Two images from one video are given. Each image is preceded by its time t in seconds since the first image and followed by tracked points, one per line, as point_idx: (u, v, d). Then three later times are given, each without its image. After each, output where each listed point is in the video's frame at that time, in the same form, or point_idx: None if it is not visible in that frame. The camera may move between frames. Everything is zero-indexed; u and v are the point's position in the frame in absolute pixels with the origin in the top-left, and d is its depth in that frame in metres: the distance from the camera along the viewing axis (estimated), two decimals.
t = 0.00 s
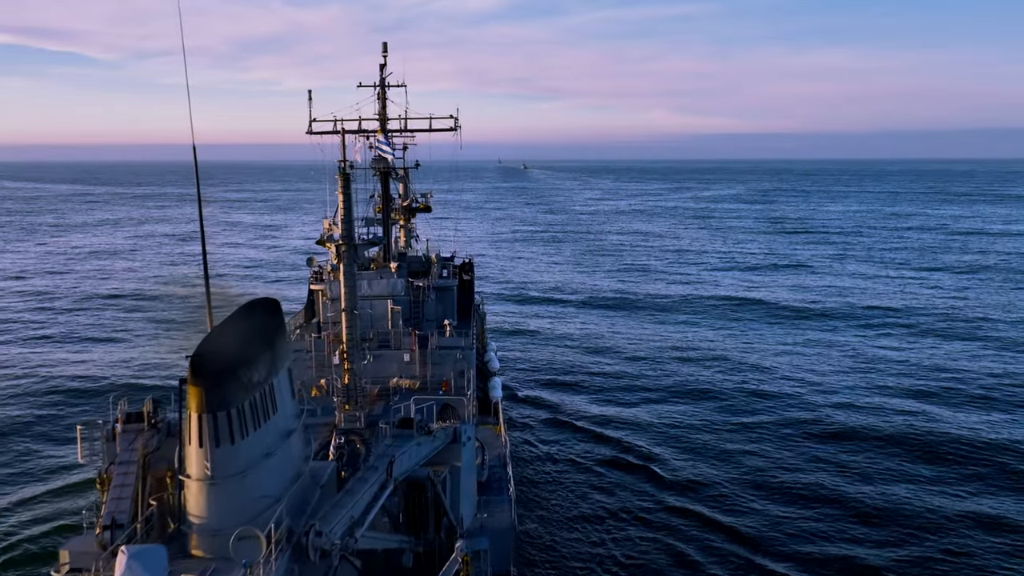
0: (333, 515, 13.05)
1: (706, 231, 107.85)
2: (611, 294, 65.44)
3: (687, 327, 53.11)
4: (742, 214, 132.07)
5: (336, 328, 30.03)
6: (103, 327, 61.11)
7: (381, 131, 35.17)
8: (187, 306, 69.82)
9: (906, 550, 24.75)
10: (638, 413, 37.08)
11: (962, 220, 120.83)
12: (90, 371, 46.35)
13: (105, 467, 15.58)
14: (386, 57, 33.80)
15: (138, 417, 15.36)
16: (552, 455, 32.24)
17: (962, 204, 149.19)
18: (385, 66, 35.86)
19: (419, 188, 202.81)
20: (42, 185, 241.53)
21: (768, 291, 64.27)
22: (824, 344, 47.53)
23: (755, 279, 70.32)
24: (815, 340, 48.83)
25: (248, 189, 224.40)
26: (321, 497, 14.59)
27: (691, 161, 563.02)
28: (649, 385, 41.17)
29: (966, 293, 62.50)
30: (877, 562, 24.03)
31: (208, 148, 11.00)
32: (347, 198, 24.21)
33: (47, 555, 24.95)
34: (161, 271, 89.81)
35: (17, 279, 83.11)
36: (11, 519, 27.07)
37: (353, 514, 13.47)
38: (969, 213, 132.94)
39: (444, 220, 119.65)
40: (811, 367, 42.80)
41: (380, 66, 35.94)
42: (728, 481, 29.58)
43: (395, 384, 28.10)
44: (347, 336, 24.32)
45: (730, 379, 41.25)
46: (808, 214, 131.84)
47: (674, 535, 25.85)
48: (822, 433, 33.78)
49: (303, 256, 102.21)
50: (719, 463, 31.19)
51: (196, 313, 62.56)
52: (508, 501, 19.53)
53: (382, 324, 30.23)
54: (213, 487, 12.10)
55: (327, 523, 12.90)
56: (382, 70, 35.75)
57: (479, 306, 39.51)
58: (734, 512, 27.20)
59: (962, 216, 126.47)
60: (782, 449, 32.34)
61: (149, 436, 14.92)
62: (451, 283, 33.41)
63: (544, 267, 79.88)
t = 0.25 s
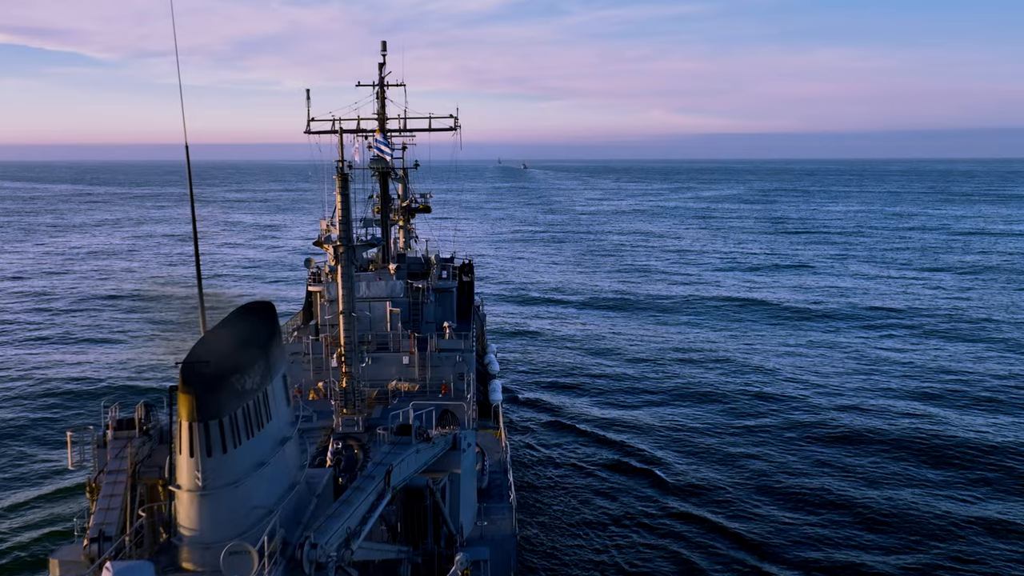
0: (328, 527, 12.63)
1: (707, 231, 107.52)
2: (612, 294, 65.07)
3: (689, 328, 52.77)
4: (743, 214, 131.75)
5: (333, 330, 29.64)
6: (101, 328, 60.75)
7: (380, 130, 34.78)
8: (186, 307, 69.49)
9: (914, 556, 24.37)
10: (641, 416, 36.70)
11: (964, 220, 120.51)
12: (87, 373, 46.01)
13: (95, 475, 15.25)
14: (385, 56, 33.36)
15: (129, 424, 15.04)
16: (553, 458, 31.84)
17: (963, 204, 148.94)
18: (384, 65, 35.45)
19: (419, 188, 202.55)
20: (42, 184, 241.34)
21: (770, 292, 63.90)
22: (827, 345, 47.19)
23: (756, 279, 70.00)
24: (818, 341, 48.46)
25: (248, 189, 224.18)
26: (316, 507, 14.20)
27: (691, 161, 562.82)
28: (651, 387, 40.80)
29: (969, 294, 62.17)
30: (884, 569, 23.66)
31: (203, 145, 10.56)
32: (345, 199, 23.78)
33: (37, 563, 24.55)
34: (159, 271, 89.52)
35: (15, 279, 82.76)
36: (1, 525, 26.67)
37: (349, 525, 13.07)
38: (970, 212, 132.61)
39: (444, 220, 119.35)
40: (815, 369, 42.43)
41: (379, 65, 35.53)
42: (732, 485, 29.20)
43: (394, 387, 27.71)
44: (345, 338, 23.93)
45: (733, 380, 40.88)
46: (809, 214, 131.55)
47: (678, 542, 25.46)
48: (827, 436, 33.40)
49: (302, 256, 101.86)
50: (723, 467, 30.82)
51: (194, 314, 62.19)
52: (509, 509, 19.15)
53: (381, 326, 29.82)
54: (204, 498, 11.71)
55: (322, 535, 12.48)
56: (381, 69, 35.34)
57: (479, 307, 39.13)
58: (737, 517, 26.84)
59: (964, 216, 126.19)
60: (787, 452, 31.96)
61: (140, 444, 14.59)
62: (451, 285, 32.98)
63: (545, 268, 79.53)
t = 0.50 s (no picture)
0: (325, 537, 12.26)
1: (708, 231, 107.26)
2: (613, 294, 64.79)
3: (690, 329, 52.46)
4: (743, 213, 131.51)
5: (332, 332, 29.31)
6: (100, 328, 60.45)
7: (379, 130, 34.44)
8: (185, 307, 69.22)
9: (921, 562, 24.06)
10: (643, 418, 36.38)
11: (965, 220, 120.27)
12: (85, 374, 45.73)
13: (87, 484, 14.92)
14: (384, 55, 33.01)
15: (121, 430, 14.71)
16: (555, 462, 31.52)
17: (964, 204, 148.79)
18: (383, 65, 35.10)
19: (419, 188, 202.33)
20: (42, 184, 241.13)
21: (772, 292, 63.61)
22: (829, 346, 46.91)
23: (758, 279, 69.73)
24: (821, 341, 48.16)
25: (247, 189, 223.99)
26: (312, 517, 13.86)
27: (691, 161, 562.70)
28: (652, 388, 40.48)
29: (972, 294, 61.91)
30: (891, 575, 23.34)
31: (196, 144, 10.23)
32: (343, 200, 23.43)
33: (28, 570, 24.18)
34: (158, 271, 89.25)
35: (13, 280, 82.46)
36: None
37: (346, 535, 12.70)
38: (972, 212, 132.36)
39: (444, 221, 119.10)
40: (818, 370, 42.12)
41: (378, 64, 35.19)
42: (735, 488, 28.88)
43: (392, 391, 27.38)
44: (343, 341, 23.59)
45: (735, 382, 40.56)
46: (810, 214, 131.33)
47: (681, 547, 25.14)
48: (831, 438, 33.08)
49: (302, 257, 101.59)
50: (726, 470, 30.53)
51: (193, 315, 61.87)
52: (509, 516, 18.81)
53: (379, 328, 29.48)
54: (196, 509, 11.37)
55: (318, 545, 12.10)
56: (380, 68, 35.01)
57: (479, 309, 38.80)
58: (741, 521, 26.55)
59: (965, 216, 125.96)
60: (790, 455, 31.66)
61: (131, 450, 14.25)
62: (451, 286, 32.66)
63: (545, 268, 79.24)
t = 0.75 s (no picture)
0: (319, 550, 11.78)
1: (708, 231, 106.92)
2: (615, 295, 64.43)
3: (692, 330, 52.08)
4: (744, 213, 131.19)
5: (329, 334, 28.96)
6: (98, 329, 60.06)
7: (377, 130, 34.05)
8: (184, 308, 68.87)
9: (929, 568, 23.68)
10: (645, 421, 35.99)
11: (967, 220, 119.90)
12: (82, 376, 45.37)
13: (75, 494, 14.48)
14: (383, 54, 32.61)
15: (110, 438, 14.31)
16: (556, 466, 31.13)
17: (965, 204, 148.45)
18: (382, 63, 34.71)
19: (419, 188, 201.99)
20: (42, 184, 240.96)
21: (773, 293, 63.26)
22: (832, 347, 46.52)
23: (759, 280, 69.36)
24: (824, 342, 47.76)
25: (247, 189, 223.66)
26: (307, 528, 13.47)
27: (691, 161, 562.47)
28: (654, 390, 40.09)
29: (975, 295, 61.54)
30: None
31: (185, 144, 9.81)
32: (340, 200, 23.02)
33: None
34: (157, 271, 88.91)
35: (11, 281, 82.01)
36: None
37: (342, 547, 12.23)
38: (973, 212, 132.09)
39: (444, 221, 118.74)
40: (821, 372, 41.72)
41: (376, 63, 34.79)
42: (739, 492, 28.50)
43: (391, 394, 27.05)
44: (341, 344, 23.26)
45: (738, 383, 40.20)
46: (811, 214, 130.99)
47: (686, 553, 24.77)
48: (836, 441, 32.69)
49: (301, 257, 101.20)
50: (729, 474, 30.14)
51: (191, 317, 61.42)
52: (510, 525, 18.43)
53: (377, 330, 29.12)
54: (185, 521, 10.97)
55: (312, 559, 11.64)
56: (379, 67, 34.63)
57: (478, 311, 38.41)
58: (745, 526, 26.18)
59: (966, 216, 125.68)
60: (795, 458, 31.27)
61: (120, 459, 13.83)
62: (450, 288, 32.25)
63: (546, 268, 78.89)
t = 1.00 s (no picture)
0: (314, 562, 11.43)
1: (709, 231, 106.66)
2: (616, 295, 64.15)
3: (693, 330, 51.77)
4: (745, 214, 130.94)
5: (327, 337, 28.63)
6: (96, 331, 59.79)
7: (376, 129, 33.71)
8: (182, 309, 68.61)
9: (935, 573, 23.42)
10: (647, 423, 35.68)
11: (968, 220, 119.64)
12: (79, 377, 45.10)
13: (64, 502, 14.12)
14: (382, 53, 32.28)
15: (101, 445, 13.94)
16: (558, 469, 30.82)
17: (966, 204, 148.22)
18: (381, 63, 34.40)
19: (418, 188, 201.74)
20: (42, 184, 240.89)
21: (775, 293, 62.97)
22: (835, 348, 46.21)
23: (761, 280, 69.09)
24: (827, 343, 47.45)
25: (247, 189, 223.40)
26: (301, 538, 13.14)
27: (691, 161, 562.21)
28: (656, 392, 39.78)
29: (978, 295, 61.25)
30: None
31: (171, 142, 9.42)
32: (338, 201, 22.65)
33: None
34: (156, 272, 88.70)
35: (10, 281, 81.76)
36: None
37: (338, 558, 11.88)
38: (974, 213, 131.80)
39: (444, 221, 118.49)
40: (824, 373, 41.40)
41: (375, 62, 34.47)
42: (742, 495, 28.23)
43: (390, 397, 26.74)
44: (338, 347, 22.91)
45: (740, 385, 39.92)
46: (812, 214, 130.73)
47: (689, 558, 24.49)
48: (840, 444, 32.37)
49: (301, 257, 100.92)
50: (733, 477, 29.82)
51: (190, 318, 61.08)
52: (511, 532, 18.09)
53: (376, 332, 28.79)
54: (175, 534, 10.62)
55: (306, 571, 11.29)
56: (378, 66, 34.31)
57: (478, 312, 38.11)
58: (748, 530, 25.88)
59: (968, 216, 125.42)
60: (799, 461, 30.96)
61: (110, 467, 13.46)
62: (450, 289, 31.91)
63: (546, 268, 78.60)
